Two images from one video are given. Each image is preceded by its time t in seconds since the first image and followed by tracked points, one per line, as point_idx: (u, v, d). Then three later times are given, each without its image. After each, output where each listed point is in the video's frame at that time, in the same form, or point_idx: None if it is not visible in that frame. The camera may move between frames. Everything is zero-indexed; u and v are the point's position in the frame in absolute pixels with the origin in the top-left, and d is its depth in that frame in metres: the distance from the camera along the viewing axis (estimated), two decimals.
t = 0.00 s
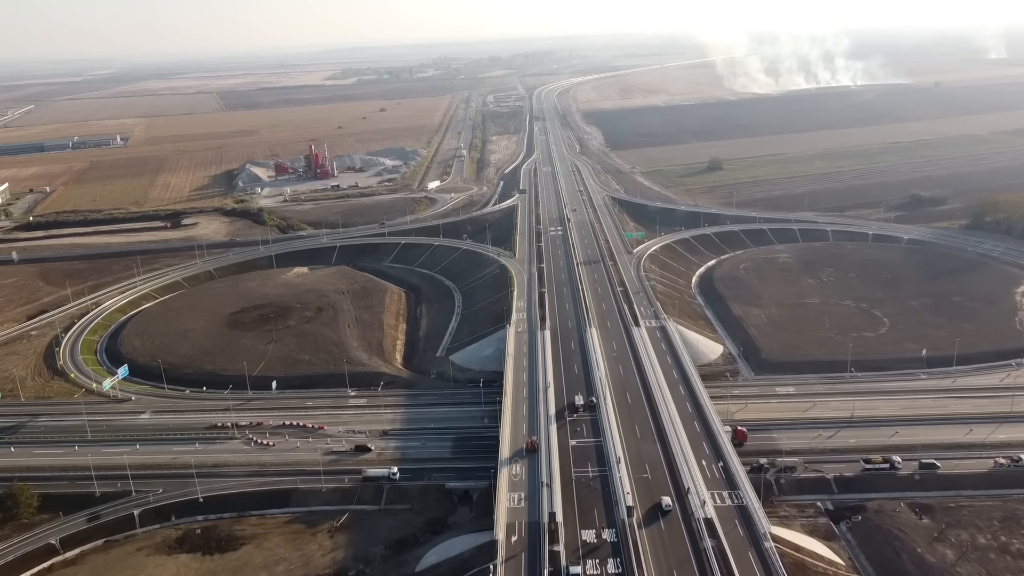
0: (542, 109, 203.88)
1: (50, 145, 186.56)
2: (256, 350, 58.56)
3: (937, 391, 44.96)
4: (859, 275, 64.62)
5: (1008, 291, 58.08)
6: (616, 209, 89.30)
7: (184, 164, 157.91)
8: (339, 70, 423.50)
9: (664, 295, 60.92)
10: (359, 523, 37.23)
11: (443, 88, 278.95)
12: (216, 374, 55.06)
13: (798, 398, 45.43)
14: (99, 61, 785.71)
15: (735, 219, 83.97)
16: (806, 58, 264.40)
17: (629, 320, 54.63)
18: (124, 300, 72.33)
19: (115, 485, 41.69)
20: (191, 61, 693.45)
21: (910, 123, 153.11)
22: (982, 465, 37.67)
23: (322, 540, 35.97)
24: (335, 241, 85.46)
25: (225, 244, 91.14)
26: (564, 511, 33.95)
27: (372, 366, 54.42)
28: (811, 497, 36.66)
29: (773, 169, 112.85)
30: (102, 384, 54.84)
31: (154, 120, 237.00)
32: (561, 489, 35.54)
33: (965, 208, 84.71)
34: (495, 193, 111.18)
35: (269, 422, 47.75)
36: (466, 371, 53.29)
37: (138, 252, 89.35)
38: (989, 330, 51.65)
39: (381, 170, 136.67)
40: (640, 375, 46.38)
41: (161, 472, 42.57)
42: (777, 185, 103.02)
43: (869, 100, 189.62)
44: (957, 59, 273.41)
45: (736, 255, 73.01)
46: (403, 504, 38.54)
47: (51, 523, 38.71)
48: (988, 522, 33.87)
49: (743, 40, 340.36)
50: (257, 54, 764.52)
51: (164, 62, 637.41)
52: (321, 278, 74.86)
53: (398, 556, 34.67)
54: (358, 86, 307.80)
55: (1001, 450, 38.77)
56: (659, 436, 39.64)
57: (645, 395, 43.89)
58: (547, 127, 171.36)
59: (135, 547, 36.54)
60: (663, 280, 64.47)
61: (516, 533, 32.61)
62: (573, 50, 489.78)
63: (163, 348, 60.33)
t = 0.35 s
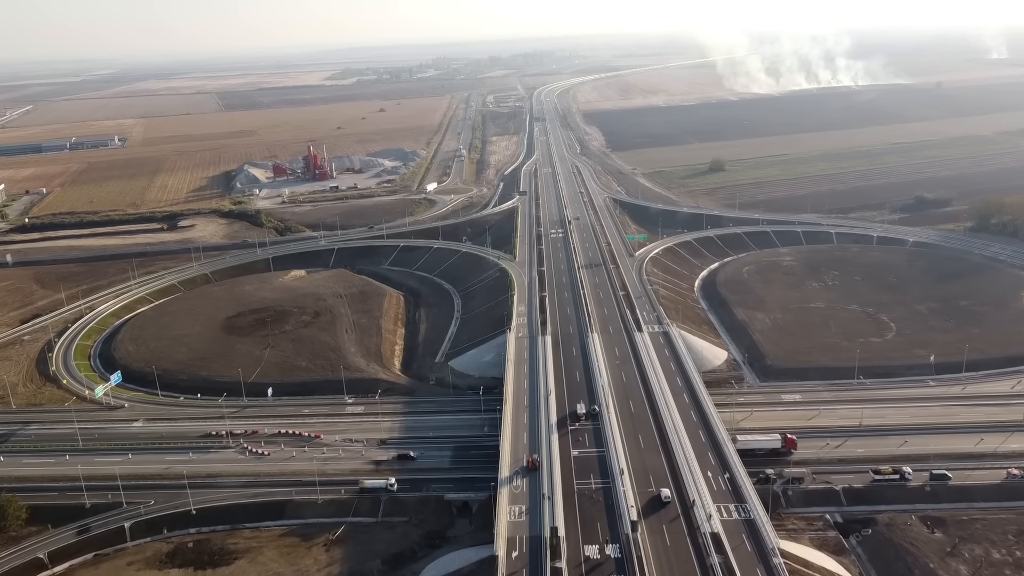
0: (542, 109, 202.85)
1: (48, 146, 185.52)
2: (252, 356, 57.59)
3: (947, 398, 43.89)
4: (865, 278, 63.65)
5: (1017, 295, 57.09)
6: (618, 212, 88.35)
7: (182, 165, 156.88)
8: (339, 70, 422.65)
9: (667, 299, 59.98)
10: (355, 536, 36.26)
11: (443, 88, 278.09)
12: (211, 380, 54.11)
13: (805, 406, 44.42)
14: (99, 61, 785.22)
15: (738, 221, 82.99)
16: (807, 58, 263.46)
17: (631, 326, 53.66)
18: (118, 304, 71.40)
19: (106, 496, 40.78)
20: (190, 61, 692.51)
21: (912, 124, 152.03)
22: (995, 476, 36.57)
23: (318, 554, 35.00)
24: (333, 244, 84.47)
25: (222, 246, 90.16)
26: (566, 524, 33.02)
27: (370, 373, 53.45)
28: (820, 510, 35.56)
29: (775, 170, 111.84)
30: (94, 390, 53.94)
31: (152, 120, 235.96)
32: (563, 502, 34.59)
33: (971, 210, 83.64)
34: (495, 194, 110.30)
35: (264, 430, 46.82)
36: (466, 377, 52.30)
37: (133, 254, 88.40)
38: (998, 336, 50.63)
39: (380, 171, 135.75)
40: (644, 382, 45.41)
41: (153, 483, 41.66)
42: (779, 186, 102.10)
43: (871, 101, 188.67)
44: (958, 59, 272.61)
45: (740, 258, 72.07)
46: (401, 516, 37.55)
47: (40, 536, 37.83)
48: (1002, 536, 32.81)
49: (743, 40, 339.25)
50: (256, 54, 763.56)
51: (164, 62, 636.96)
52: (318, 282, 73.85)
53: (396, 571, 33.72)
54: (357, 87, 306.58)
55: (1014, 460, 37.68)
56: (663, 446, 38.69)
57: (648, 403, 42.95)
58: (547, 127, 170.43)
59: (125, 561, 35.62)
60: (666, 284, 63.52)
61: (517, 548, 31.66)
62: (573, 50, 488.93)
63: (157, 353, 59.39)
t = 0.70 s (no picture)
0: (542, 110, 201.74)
1: (46, 147, 184.48)
2: (247, 362, 56.55)
3: (957, 406, 42.76)
4: (871, 282, 62.62)
5: None
6: (619, 214, 87.35)
7: (180, 166, 155.83)
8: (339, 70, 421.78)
9: (670, 304, 58.97)
10: (350, 551, 35.22)
11: (443, 89, 277.21)
12: (206, 387, 53.09)
13: (812, 415, 43.31)
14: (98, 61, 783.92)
15: (740, 223, 82.00)
16: (808, 57, 262.45)
17: (634, 332, 52.66)
18: (112, 308, 70.41)
19: (96, 508, 39.88)
20: (189, 60, 692.20)
21: (915, 125, 151.00)
22: (1010, 488, 35.37)
23: (312, 570, 33.93)
24: (331, 247, 83.43)
25: (219, 249, 89.14)
26: (568, 540, 31.98)
27: (368, 380, 52.39)
28: (829, 523, 34.36)
29: (777, 172, 110.81)
30: (87, 398, 53.01)
31: (151, 121, 234.85)
32: (565, 517, 33.54)
33: (976, 212, 82.53)
34: (495, 196, 109.32)
35: (259, 439, 45.83)
36: (466, 385, 51.24)
37: (128, 257, 87.40)
38: (1007, 341, 49.59)
39: (380, 172, 134.74)
40: (647, 390, 44.39)
41: (144, 495, 40.74)
42: (782, 188, 101.06)
43: (873, 101, 187.66)
44: (960, 59, 271.72)
45: (743, 262, 71.07)
46: (398, 530, 36.56)
47: (28, 551, 36.96)
48: (1018, 552, 31.60)
49: (744, 41, 338.41)
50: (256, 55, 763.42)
51: (164, 63, 636.61)
52: (316, 285, 72.79)
53: None
54: (357, 87, 305.46)
55: None
56: (668, 457, 37.67)
57: (652, 412, 41.94)
58: (547, 128, 169.46)
59: None
60: (668, 288, 62.53)
61: (518, 565, 30.62)
62: (573, 49, 487.92)
63: (151, 359, 58.38)
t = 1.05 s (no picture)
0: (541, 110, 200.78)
1: (42, 148, 183.31)
2: (241, 368, 55.54)
3: (966, 414, 41.82)
4: (875, 285, 61.78)
5: None
6: (618, 216, 86.50)
7: (176, 167, 154.69)
8: (337, 70, 420.40)
9: (672, 308, 58.05)
10: (344, 566, 34.22)
11: (441, 89, 276.06)
12: (199, 395, 52.09)
13: (818, 423, 42.38)
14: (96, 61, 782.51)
15: (741, 226, 81.12)
16: (808, 57, 261.67)
17: (635, 338, 51.79)
18: (105, 313, 69.37)
19: (84, 521, 38.91)
20: (187, 61, 690.48)
21: (915, 125, 150.21)
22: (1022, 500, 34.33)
23: None
24: (328, 250, 82.38)
25: (214, 252, 88.11)
26: (569, 556, 31.02)
27: (364, 387, 51.37)
28: (837, 536, 33.25)
29: (778, 173, 109.97)
30: (77, 406, 52.00)
31: (147, 122, 233.66)
32: (566, 531, 32.60)
33: (979, 214, 81.68)
34: (493, 197, 108.41)
35: (252, 449, 44.81)
36: (464, 392, 50.26)
37: (122, 260, 86.25)
38: (1015, 347, 48.71)
39: (377, 173, 133.72)
40: (649, 398, 43.48)
41: (133, 508, 39.74)
42: (783, 189, 100.17)
43: (873, 102, 186.86)
44: (959, 59, 271.09)
45: (745, 265, 70.15)
46: (393, 544, 35.53)
47: (13, 566, 36.00)
48: None
49: (743, 40, 337.77)
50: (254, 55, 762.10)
51: (162, 63, 635.47)
52: (312, 289, 71.81)
53: None
54: (355, 87, 304.27)
55: None
56: (671, 468, 36.74)
57: (654, 421, 41.05)
58: (546, 129, 168.50)
59: None
60: (669, 292, 61.63)
61: None
62: (572, 49, 486.68)
63: (144, 365, 57.37)
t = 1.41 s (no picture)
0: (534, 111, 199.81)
1: (29, 150, 180.92)
2: (229, 376, 54.32)
3: (968, 421, 41.14)
4: (872, 288, 61.21)
5: None
6: (613, 218, 85.68)
7: (166, 169, 152.86)
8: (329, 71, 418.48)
9: (668, 312, 57.21)
10: None
11: (433, 90, 274.69)
12: (185, 404, 50.81)
13: (817, 430, 41.59)
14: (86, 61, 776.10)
15: (737, 227, 80.42)
16: (800, 57, 261.71)
17: (631, 343, 50.99)
18: (90, 318, 67.94)
19: (65, 537, 37.68)
20: (178, 61, 686.70)
21: (908, 125, 150.05)
22: None
23: None
24: (318, 253, 81.11)
25: (203, 255, 86.69)
26: (566, 572, 30.06)
27: (354, 394, 50.22)
28: (839, 549, 32.41)
29: (773, 174, 109.40)
30: (59, 415, 50.68)
31: (137, 122, 231.37)
32: (562, 545, 31.68)
33: (975, 215, 81.29)
34: (486, 199, 107.41)
35: (239, 460, 43.60)
36: (456, 400, 49.21)
37: (108, 264, 84.67)
38: (1016, 351, 48.13)
39: (369, 175, 132.49)
40: (646, 406, 42.62)
41: (116, 522, 38.56)
42: (777, 190, 99.60)
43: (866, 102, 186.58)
44: (951, 59, 271.85)
45: (741, 267, 69.46)
46: (384, 559, 34.45)
47: None
48: None
49: (736, 40, 337.77)
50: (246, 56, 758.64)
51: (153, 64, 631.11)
52: (302, 294, 70.62)
53: None
54: (346, 87, 302.46)
55: None
56: (669, 479, 35.88)
57: (651, 430, 40.20)
58: (539, 130, 167.47)
59: None
60: (665, 296, 60.80)
61: None
62: (565, 49, 485.99)
63: (129, 373, 56.05)
